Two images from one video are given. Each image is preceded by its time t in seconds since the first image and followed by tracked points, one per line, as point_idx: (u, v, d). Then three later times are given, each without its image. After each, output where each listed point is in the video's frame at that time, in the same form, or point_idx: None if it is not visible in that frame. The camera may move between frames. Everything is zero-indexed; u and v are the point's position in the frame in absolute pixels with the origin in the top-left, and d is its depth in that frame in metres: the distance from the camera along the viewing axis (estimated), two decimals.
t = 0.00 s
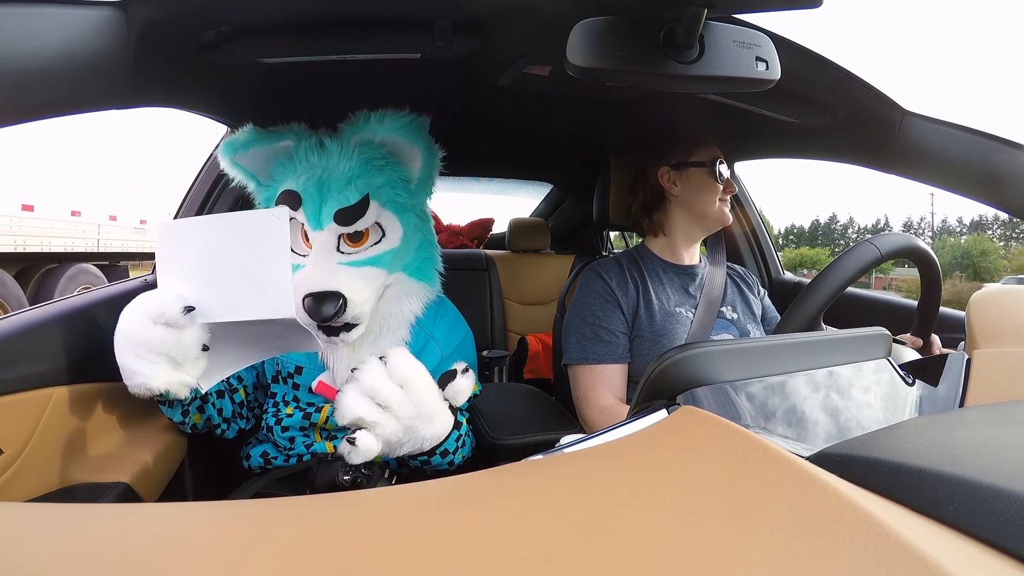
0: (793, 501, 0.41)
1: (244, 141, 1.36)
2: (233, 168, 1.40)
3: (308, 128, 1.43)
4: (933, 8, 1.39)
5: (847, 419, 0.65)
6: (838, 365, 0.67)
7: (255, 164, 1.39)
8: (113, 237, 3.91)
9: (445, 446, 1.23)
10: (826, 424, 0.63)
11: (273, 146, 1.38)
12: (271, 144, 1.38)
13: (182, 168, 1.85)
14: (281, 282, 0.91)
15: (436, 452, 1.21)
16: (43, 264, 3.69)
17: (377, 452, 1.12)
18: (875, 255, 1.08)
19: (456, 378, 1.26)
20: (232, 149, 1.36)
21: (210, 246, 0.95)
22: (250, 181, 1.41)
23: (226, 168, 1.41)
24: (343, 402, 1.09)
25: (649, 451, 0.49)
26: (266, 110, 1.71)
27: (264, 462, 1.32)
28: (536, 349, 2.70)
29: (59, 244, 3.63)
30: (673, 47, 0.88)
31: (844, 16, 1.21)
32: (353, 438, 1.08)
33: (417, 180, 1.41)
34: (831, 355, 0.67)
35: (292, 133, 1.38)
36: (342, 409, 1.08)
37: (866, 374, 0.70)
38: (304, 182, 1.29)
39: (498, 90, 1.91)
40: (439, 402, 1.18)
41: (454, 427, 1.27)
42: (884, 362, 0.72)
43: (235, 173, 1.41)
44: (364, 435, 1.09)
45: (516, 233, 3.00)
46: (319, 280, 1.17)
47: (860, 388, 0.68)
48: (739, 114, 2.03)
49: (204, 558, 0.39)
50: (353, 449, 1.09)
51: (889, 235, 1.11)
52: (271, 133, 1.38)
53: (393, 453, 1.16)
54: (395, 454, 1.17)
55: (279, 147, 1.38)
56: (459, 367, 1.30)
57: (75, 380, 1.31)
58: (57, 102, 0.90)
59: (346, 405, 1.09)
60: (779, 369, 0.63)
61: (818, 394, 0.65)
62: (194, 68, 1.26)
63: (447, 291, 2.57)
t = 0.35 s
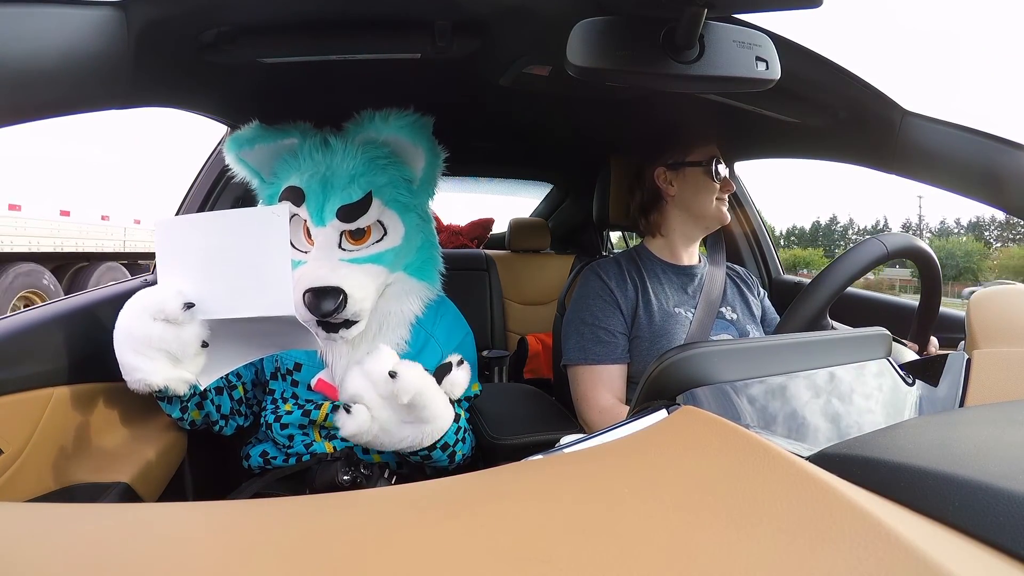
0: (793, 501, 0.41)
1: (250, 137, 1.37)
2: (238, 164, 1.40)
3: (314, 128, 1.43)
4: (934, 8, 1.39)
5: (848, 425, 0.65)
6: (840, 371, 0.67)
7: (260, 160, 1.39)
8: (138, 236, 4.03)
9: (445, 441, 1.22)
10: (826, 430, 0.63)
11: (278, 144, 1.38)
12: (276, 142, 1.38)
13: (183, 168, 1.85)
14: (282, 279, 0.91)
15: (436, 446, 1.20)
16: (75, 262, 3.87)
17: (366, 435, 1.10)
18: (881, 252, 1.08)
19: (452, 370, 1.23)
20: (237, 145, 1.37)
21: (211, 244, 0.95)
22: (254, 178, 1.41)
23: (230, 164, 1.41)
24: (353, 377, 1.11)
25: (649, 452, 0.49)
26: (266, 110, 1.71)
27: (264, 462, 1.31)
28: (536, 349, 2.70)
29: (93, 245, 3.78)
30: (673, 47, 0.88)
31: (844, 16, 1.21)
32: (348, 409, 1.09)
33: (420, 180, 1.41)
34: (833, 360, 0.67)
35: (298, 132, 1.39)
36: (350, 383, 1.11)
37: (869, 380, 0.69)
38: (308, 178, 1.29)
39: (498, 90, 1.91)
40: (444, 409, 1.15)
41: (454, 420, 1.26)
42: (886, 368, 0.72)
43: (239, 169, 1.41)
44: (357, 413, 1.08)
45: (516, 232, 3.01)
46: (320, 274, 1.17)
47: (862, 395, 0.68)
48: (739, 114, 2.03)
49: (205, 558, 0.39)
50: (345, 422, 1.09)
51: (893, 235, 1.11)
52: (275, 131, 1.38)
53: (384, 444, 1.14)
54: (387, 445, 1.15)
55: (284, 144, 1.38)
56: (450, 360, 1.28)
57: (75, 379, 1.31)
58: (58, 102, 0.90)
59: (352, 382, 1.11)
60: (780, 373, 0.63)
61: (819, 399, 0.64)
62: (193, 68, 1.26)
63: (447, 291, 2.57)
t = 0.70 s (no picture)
0: (793, 501, 0.41)
1: (251, 136, 1.37)
2: (238, 163, 1.41)
3: (315, 126, 1.43)
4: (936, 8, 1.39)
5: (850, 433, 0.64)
6: (841, 379, 0.67)
7: (260, 160, 1.39)
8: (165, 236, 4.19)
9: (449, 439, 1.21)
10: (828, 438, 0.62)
11: (279, 143, 1.38)
12: (277, 141, 1.38)
13: (183, 169, 1.85)
14: (282, 277, 0.91)
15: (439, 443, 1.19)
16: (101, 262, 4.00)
17: (381, 397, 1.09)
18: (885, 250, 1.09)
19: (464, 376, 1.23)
20: (239, 143, 1.37)
21: (213, 242, 0.95)
22: (255, 177, 1.42)
23: (231, 162, 1.41)
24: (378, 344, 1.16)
25: (649, 451, 0.49)
26: (267, 110, 1.71)
27: (264, 462, 1.31)
28: (536, 349, 2.70)
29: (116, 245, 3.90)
30: (673, 47, 0.88)
31: (844, 16, 1.22)
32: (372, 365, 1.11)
33: (420, 178, 1.41)
34: (834, 367, 0.67)
35: (299, 131, 1.39)
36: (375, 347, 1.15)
37: (871, 387, 0.69)
38: (309, 175, 1.29)
39: (498, 90, 1.91)
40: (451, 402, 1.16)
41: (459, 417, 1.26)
42: (888, 376, 0.72)
43: (241, 168, 1.41)
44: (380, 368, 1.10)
45: (516, 233, 3.01)
46: (321, 270, 1.18)
47: (864, 403, 0.67)
48: (739, 114, 2.03)
49: (204, 558, 0.39)
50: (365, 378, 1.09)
51: (894, 235, 1.11)
52: (277, 130, 1.39)
53: (389, 423, 1.11)
54: (391, 427, 1.11)
55: (285, 143, 1.38)
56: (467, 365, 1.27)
57: (76, 379, 1.31)
58: (58, 102, 0.90)
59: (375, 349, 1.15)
60: (781, 379, 0.63)
61: (821, 406, 0.64)
62: (194, 68, 1.26)
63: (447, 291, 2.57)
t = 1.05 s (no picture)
0: (794, 501, 0.41)
1: (258, 132, 1.37)
2: (244, 158, 1.41)
3: (321, 125, 1.43)
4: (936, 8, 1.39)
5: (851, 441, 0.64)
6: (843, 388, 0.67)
7: (266, 155, 1.39)
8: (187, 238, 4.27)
9: (462, 411, 1.22)
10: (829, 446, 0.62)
11: (285, 140, 1.38)
12: (283, 138, 1.38)
13: (183, 168, 1.85)
14: (276, 277, 0.91)
15: (452, 410, 1.20)
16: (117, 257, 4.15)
17: (398, 352, 1.11)
18: (885, 250, 1.09)
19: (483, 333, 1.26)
20: (245, 139, 1.38)
21: (207, 241, 0.94)
22: (260, 173, 1.42)
23: (237, 158, 1.42)
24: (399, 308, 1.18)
25: (649, 451, 0.49)
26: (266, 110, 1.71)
27: (264, 462, 1.32)
28: (536, 350, 2.70)
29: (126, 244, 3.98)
30: (673, 46, 0.88)
31: (845, 16, 1.22)
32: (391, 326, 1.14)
33: (424, 182, 1.41)
34: (835, 375, 0.66)
35: (305, 129, 1.39)
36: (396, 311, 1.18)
37: (872, 396, 0.69)
38: (313, 176, 1.29)
39: (498, 90, 1.91)
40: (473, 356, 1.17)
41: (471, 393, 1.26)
42: (891, 385, 0.71)
43: (246, 164, 1.41)
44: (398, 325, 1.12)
45: (516, 232, 3.01)
46: (319, 272, 1.17)
47: (865, 412, 0.67)
48: (739, 114, 2.03)
49: (205, 557, 0.39)
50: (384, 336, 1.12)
51: (893, 234, 1.11)
52: (283, 128, 1.38)
53: (408, 378, 1.12)
54: (410, 382, 1.12)
55: (291, 141, 1.38)
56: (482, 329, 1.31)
57: (77, 379, 1.31)
58: (58, 102, 0.90)
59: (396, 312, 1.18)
60: (781, 386, 0.62)
61: (821, 415, 0.64)
62: (193, 68, 1.26)
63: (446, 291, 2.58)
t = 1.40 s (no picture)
0: (793, 500, 0.41)
1: (253, 136, 1.37)
2: (239, 163, 1.41)
3: (316, 127, 1.43)
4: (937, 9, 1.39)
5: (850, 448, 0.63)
6: (842, 394, 0.67)
7: (262, 159, 1.39)
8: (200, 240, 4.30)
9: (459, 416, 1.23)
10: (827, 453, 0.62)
11: (281, 143, 1.38)
12: (279, 141, 1.38)
13: (182, 168, 1.85)
14: (275, 286, 0.92)
15: (447, 416, 1.21)
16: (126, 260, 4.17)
17: (381, 374, 1.14)
18: (874, 255, 1.07)
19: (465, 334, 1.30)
20: (240, 144, 1.37)
21: (206, 251, 0.94)
22: (255, 176, 1.42)
23: (233, 162, 1.41)
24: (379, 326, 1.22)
25: (649, 450, 0.49)
26: (266, 110, 1.71)
27: (264, 462, 1.32)
28: (536, 349, 2.70)
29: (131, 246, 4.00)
30: (673, 47, 0.88)
31: (845, 16, 1.22)
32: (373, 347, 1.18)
33: (423, 183, 1.41)
34: (835, 381, 0.66)
35: (301, 132, 1.39)
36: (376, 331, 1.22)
37: (872, 403, 0.68)
38: (310, 180, 1.29)
39: (498, 90, 1.91)
40: (455, 365, 1.19)
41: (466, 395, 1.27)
42: (892, 392, 0.71)
43: (242, 167, 1.41)
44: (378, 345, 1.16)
45: (516, 233, 3.01)
46: (318, 278, 1.17)
47: (864, 419, 0.66)
48: (740, 114, 2.03)
49: (204, 558, 0.39)
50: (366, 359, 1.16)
51: (887, 236, 1.10)
52: (278, 130, 1.38)
53: (397, 395, 1.15)
54: (400, 398, 1.15)
55: (287, 144, 1.38)
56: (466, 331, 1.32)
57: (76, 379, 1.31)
58: (58, 102, 0.90)
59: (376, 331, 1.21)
60: (781, 390, 0.62)
61: (820, 422, 0.64)
62: (193, 68, 1.26)
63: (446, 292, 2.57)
